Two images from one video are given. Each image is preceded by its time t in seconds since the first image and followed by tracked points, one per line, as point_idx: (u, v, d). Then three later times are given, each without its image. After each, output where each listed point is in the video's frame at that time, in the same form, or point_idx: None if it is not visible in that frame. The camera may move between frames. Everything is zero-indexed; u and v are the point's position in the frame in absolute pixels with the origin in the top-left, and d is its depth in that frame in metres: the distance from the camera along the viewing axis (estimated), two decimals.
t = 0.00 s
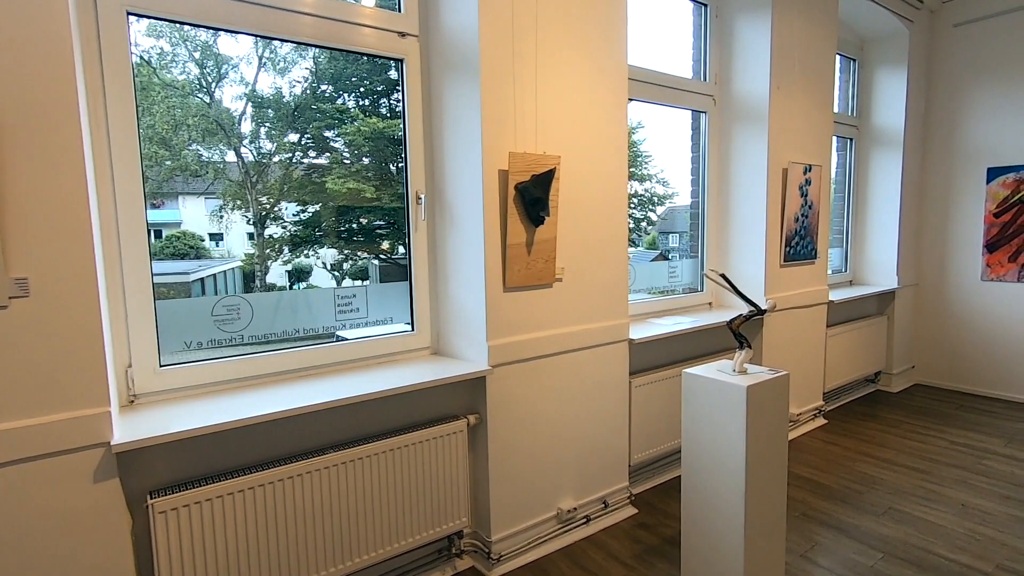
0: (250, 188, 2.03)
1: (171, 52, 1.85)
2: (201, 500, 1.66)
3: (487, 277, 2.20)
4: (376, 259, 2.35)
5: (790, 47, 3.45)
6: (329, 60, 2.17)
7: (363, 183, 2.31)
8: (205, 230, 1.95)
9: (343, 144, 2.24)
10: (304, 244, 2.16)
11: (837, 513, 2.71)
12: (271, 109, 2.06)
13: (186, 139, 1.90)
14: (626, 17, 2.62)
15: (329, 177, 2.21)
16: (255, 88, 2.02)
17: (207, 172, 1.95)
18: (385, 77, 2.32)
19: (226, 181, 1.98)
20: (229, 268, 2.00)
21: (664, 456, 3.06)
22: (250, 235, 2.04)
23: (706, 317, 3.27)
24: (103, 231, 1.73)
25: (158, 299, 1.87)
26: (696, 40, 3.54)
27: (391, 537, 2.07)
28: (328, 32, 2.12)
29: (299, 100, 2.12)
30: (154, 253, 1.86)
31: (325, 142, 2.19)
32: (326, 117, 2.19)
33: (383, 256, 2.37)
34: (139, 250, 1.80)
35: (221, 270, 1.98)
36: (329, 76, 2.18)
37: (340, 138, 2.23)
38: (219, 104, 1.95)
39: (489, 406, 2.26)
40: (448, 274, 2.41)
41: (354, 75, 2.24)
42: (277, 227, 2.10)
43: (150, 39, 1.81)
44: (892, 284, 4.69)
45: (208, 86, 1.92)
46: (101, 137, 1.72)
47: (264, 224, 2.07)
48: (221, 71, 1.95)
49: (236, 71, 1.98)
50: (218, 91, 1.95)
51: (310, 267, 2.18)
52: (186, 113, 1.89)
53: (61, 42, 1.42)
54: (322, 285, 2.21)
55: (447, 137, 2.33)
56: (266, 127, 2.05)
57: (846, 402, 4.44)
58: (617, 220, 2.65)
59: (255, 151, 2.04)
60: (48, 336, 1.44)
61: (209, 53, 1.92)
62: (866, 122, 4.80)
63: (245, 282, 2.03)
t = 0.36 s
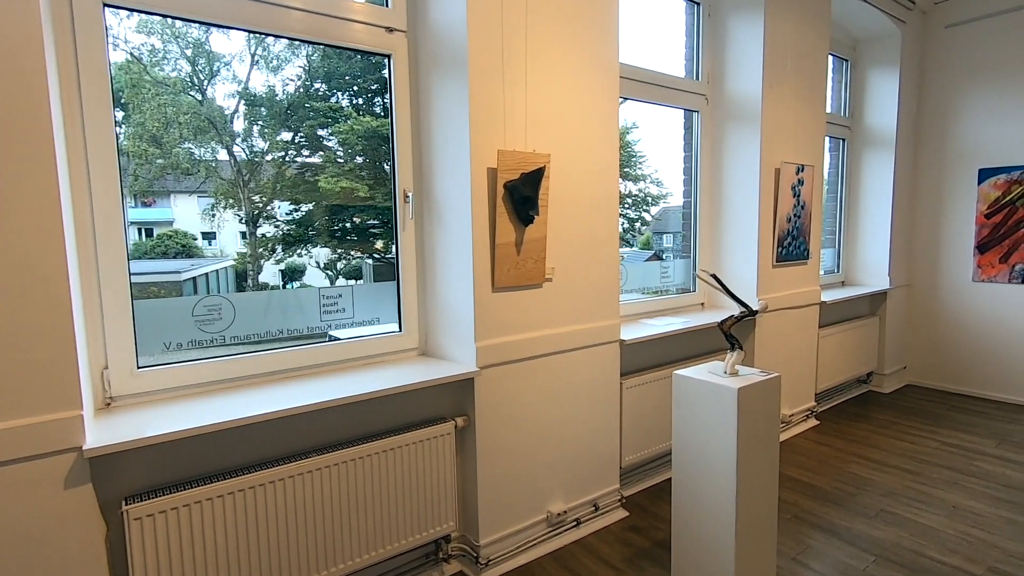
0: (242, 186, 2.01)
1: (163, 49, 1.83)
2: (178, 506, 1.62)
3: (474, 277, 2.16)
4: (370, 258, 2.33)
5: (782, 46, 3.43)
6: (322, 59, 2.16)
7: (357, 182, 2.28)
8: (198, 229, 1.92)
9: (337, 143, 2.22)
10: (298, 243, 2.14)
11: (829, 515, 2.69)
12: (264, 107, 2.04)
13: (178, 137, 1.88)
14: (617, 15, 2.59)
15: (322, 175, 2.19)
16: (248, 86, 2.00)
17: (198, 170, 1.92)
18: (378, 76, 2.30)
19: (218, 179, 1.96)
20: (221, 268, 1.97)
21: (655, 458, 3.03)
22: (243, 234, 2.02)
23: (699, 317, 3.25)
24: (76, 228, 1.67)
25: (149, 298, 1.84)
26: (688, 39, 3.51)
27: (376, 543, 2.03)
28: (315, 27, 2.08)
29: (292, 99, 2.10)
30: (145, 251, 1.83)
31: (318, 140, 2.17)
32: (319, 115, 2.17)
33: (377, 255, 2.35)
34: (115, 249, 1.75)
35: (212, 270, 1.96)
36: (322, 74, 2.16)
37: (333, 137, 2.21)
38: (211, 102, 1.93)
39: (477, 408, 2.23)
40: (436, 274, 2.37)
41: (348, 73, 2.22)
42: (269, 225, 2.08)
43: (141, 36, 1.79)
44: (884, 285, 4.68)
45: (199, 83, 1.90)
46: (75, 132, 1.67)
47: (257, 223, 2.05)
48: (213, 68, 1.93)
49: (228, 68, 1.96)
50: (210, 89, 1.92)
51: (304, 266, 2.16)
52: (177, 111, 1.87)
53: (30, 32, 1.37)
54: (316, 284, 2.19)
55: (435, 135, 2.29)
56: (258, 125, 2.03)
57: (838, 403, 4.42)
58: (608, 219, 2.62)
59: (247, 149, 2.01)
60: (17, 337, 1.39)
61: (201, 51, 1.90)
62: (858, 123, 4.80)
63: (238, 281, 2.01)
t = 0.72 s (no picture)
0: (234, 184, 1.97)
1: (154, 45, 1.79)
2: (153, 513, 1.56)
3: (463, 275, 2.11)
4: (364, 257, 2.30)
5: (777, 45, 3.40)
6: (316, 55, 2.12)
7: (350, 181, 2.25)
8: (191, 227, 1.90)
9: (331, 141, 2.19)
10: (291, 241, 2.11)
11: (822, 519, 2.67)
12: (257, 105, 2.00)
13: (169, 134, 1.84)
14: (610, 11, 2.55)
15: (315, 174, 2.16)
16: (240, 83, 1.96)
17: (189, 168, 1.88)
18: (372, 73, 2.27)
19: (209, 177, 1.92)
20: (214, 266, 1.94)
21: (647, 460, 2.99)
22: (236, 232, 1.99)
23: (692, 318, 3.22)
24: (48, 225, 1.61)
25: (140, 297, 1.81)
26: (682, 37, 3.48)
27: (362, 549, 1.98)
28: (303, 20, 2.04)
29: (285, 96, 2.06)
30: (137, 249, 1.80)
31: (312, 138, 2.14)
32: (313, 113, 2.13)
33: (371, 254, 2.31)
34: (89, 246, 1.69)
35: (206, 268, 1.93)
36: (315, 72, 2.13)
37: (327, 135, 2.17)
38: (203, 99, 1.89)
39: (466, 410, 2.18)
40: (425, 274, 2.32)
41: (342, 71, 2.19)
42: (262, 224, 2.04)
43: (131, 31, 1.75)
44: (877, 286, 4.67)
45: (191, 80, 1.86)
46: (47, 124, 1.60)
47: (250, 222, 2.01)
48: (204, 65, 1.89)
49: (220, 65, 1.92)
50: (201, 85, 1.89)
51: (298, 265, 2.13)
52: (169, 108, 1.83)
53: None
54: (309, 283, 2.16)
55: (424, 131, 2.24)
56: (251, 123, 2.00)
57: (831, 404, 4.41)
58: (601, 219, 2.58)
59: (239, 147, 1.98)
60: None
61: (193, 47, 1.86)
62: (852, 123, 4.79)
63: (230, 280, 1.98)
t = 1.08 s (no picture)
0: (227, 182, 1.94)
1: (146, 41, 1.76)
2: (128, 522, 1.51)
3: (452, 275, 2.06)
4: (359, 256, 2.26)
5: (773, 43, 3.37)
6: (310, 53, 2.09)
7: (344, 179, 2.21)
8: (183, 225, 1.86)
9: (325, 140, 2.15)
10: (285, 240, 2.08)
11: (818, 522, 2.63)
12: (250, 103, 1.97)
13: (160, 131, 1.80)
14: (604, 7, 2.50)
15: (308, 172, 2.12)
16: (233, 81, 1.93)
17: (181, 165, 1.85)
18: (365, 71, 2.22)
19: (202, 175, 1.89)
20: (208, 264, 1.91)
21: (641, 463, 2.95)
22: (229, 231, 1.95)
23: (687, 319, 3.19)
24: (19, 223, 1.55)
25: (132, 296, 1.77)
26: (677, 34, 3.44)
27: (348, 556, 1.93)
28: (290, 13, 1.99)
29: (278, 94, 2.03)
30: (129, 247, 1.76)
31: (306, 137, 2.10)
32: (307, 111, 2.10)
33: (365, 253, 2.28)
34: (64, 245, 1.63)
35: (200, 266, 1.89)
36: (309, 69, 2.09)
37: (321, 133, 2.14)
38: (196, 96, 1.86)
39: (455, 414, 2.13)
40: (414, 273, 2.27)
41: (336, 69, 2.15)
42: (256, 223, 2.01)
43: (123, 28, 1.72)
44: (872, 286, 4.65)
45: (183, 77, 1.83)
46: (19, 119, 1.54)
47: (242, 220, 1.98)
48: (197, 62, 1.85)
49: (213, 62, 1.88)
50: (193, 83, 1.85)
51: (292, 264, 2.10)
52: (160, 105, 1.80)
53: None
54: (303, 282, 2.12)
55: (413, 129, 2.19)
56: (244, 121, 1.96)
57: (826, 406, 4.38)
58: (594, 219, 2.54)
59: (232, 145, 1.94)
60: None
61: (185, 44, 1.83)
62: (847, 123, 4.77)
63: (224, 279, 1.94)
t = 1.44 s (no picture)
0: (220, 181, 1.90)
1: (137, 39, 1.72)
2: (105, 533, 1.46)
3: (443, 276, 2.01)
4: (354, 255, 2.23)
5: (769, 40, 3.33)
6: (304, 50, 2.05)
7: (338, 178, 2.17)
8: (176, 224, 1.82)
9: (319, 139, 2.11)
10: (279, 239, 2.04)
11: (815, 526, 2.60)
12: (243, 101, 1.93)
13: (152, 130, 1.77)
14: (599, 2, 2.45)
15: (302, 171, 2.08)
16: (226, 79, 1.89)
17: (173, 164, 1.81)
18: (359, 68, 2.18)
19: (194, 174, 1.85)
20: (201, 264, 1.87)
21: (636, 466, 2.91)
22: (222, 230, 1.92)
23: (683, 320, 3.15)
24: None
25: (124, 296, 1.73)
26: (672, 31, 3.40)
27: (335, 564, 1.90)
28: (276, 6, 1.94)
29: (272, 92, 1.99)
30: (121, 246, 1.72)
31: (300, 135, 2.07)
32: (301, 110, 2.06)
33: (360, 253, 2.24)
34: (39, 246, 1.57)
35: (192, 266, 1.86)
36: (303, 67, 2.05)
37: (315, 132, 2.10)
38: (188, 94, 1.82)
39: (446, 418, 2.09)
40: (405, 274, 2.21)
41: (329, 67, 2.11)
42: (249, 222, 1.97)
43: (114, 25, 1.68)
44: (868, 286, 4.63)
45: (175, 76, 1.79)
46: None
47: (236, 219, 1.94)
48: (189, 60, 1.82)
49: (206, 60, 1.85)
50: (186, 80, 1.82)
51: (286, 263, 2.06)
52: (152, 103, 1.76)
53: None
54: (298, 282, 2.09)
55: (403, 126, 2.14)
56: (238, 119, 1.93)
57: (822, 406, 4.36)
58: (589, 218, 2.50)
59: (225, 144, 1.91)
60: None
61: (177, 42, 1.79)
62: (843, 122, 4.74)
63: (217, 279, 1.90)
